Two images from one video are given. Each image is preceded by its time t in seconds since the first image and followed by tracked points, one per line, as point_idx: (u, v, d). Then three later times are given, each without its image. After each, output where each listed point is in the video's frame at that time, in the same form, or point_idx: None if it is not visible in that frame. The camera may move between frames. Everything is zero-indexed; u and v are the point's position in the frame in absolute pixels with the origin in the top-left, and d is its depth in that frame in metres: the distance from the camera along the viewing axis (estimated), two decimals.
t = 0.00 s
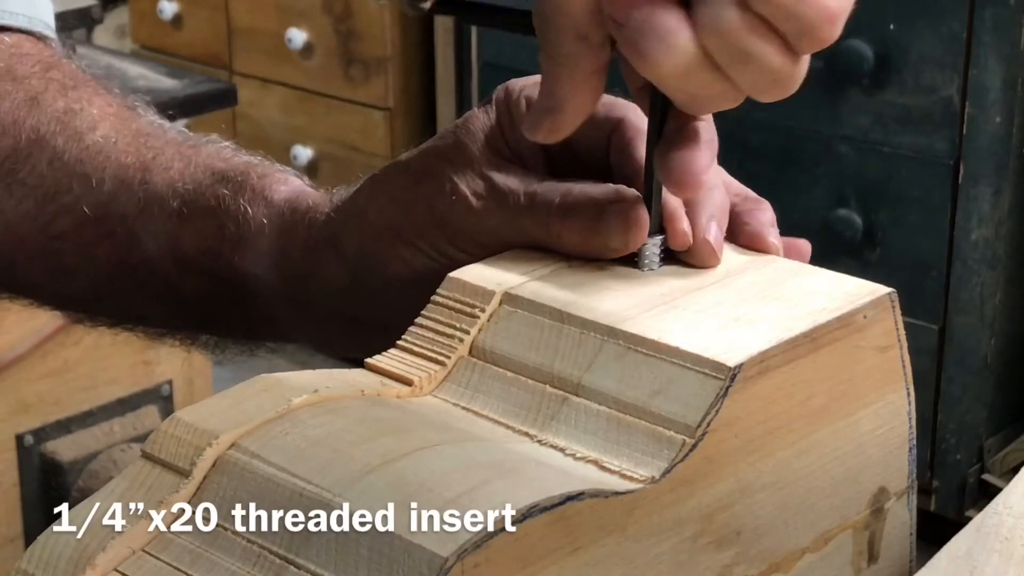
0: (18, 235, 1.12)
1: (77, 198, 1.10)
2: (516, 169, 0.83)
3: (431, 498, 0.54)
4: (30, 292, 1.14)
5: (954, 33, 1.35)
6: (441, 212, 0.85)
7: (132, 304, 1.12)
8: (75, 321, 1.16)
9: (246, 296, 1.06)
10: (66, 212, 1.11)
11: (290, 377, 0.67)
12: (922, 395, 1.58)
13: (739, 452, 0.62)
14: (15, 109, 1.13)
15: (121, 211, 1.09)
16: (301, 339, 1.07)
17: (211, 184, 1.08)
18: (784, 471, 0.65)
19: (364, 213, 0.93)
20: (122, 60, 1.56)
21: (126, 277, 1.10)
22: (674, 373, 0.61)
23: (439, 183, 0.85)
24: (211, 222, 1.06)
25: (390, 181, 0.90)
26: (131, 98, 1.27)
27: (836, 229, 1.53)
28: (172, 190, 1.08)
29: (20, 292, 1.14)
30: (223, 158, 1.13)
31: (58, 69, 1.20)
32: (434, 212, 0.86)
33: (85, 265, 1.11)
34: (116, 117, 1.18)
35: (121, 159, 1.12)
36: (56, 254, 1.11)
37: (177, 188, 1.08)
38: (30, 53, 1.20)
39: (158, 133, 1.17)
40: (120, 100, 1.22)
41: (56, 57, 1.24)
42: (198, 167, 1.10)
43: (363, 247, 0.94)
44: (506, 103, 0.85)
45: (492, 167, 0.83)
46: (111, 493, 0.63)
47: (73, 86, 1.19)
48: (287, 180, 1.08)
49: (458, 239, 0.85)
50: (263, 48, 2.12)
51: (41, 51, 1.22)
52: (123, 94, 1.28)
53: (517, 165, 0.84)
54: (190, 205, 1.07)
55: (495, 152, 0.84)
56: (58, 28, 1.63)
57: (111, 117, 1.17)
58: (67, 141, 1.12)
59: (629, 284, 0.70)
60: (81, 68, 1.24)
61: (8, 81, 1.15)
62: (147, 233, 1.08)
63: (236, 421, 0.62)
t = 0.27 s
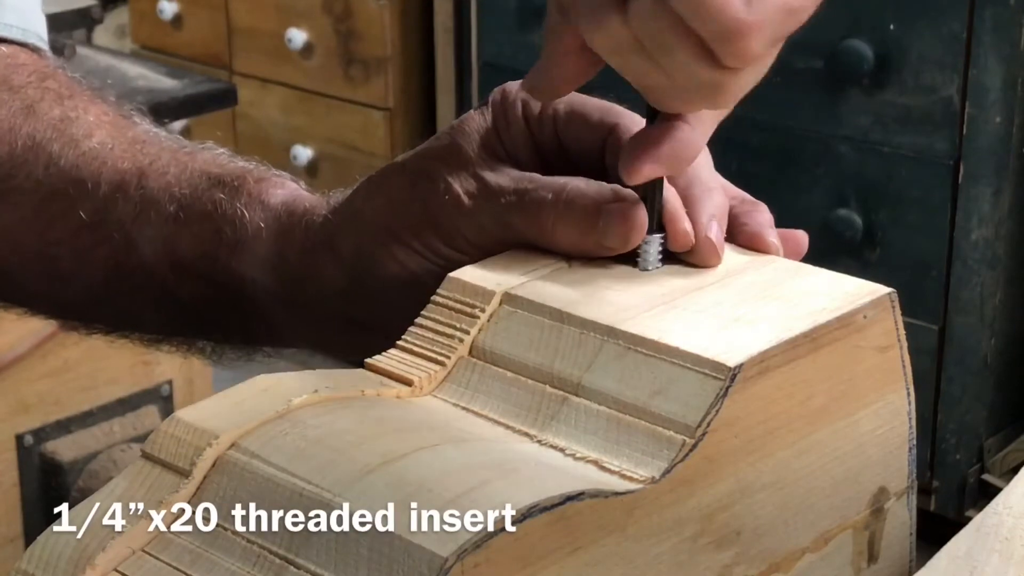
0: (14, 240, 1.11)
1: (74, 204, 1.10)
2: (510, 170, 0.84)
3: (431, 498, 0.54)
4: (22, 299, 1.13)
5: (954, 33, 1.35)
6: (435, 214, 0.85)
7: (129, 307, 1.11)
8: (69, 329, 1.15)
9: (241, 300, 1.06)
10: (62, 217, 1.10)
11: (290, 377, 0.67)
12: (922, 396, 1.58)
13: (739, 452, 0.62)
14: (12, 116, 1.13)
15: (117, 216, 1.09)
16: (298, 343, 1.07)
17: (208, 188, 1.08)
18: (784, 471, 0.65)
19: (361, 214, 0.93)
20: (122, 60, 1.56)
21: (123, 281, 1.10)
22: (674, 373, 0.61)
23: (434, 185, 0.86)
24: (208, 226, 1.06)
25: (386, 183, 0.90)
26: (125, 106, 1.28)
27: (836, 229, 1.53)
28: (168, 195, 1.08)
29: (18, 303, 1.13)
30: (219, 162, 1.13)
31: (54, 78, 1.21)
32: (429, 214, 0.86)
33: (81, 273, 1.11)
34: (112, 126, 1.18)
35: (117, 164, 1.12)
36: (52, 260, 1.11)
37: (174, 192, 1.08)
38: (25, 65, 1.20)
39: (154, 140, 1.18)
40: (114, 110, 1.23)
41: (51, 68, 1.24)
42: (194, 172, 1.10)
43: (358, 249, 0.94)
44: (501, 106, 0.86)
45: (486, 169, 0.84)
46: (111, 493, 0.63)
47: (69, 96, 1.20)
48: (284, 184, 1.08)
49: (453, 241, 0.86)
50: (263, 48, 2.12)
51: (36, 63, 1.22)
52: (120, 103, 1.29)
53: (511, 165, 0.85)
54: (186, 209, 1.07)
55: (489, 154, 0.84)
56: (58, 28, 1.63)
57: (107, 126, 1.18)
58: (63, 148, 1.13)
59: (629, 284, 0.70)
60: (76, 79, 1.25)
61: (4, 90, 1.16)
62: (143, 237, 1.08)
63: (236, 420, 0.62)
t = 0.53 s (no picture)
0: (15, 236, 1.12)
1: (72, 201, 1.11)
2: (508, 171, 0.83)
3: (431, 498, 0.54)
4: (25, 295, 1.15)
5: (954, 33, 1.35)
6: (434, 214, 0.85)
7: (129, 305, 1.12)
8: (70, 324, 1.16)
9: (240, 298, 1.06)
10: (61, 214, 1.11)
11: (290, 377, 0.67)
12: (922, 396, 1.58)
13: (739, 452, 0.62)
14: (9, 114, 1.14)
15: (116, 214, 1.09)
16: (300, 342, 1.07)
17: (205, 186, 1.08)
18: (784, 471, 0.65)
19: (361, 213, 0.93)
20: (122, 60, 1.56)
21: (122, 279, 1.10)
22: (674, 373, 0.61)
23: (433, 184, 0.86)
24: (206, 224, 1.05)
25: (384, 182, 0.90)
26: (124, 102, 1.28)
27: (836, 229, 1.53)
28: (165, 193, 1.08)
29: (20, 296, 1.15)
30: (217, 160, 1.12)
31: (51, 74, 1.21)
32: (428, 214, 0.86)
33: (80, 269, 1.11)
34: (110, 122, 1.18)
35: (114, 161, 1.12)
36: (51, 257, 1.12)
37: (171, 190, 1.08)
38: (22, 59, 1.21)
39: (151, 136, 1.17)
40: (112, 105, 1.23)
41: (49, 61, 1.24)
42: (192, 169, 1.10)
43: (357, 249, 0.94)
44: (498, 107, 0.85)
45: (484, 169, 0.83)
46: (111, 493, 0.63)
47: (66, 92, 1.20)
48: (282, 183, 1.07)
49: (451, 240, 0.86)
50: (263, 48, 2.12)
51: (34, 57, 1.22)
52: (117, 99, 1.29)
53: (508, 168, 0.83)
54: (183, 207, 1.07)
55: (486, 155, 0.84)
56: (58, 29, 1.63)
57: (104, 121, 1.18)
58: (60, 145, 1.13)
59: (629, 284, 0.70)
60: (74, 72, 1.24)
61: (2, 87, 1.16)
62: (141, 235, 1.08)
63: (236, 420, 0.62)
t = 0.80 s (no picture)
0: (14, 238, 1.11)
1: (73, 202, 1.10)
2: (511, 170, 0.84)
3: (431, 498, 0.54)
4: (18, 296, 1.13)
5: (953, 33, 1.35)
6: (435, 214, 0.85)
7: (129, 308, 1.11)
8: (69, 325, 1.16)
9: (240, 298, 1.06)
10: (60, 216, 1.10)
11: (290, 377, 0.67)
12: (922, 396, 1.58)
13: (739, 452, 0.62)
14: (8, 113, 1.14)
15: (117, 216, 1.09)
16: (300, 342, 1.07)
17: (206, 186, 1.08)
18: (784, 471, 0.65)
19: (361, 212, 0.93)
20: (123, 60, 1.56)
21: (122, 282, 1.10)
22: (674, 373, 0.61)
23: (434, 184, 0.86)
24: (208, 225, 1.05)
25: (384, 182, 0.90)
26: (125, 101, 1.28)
27: (836, 229, 1.53)
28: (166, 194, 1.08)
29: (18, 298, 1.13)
30: (216, 158, 1.13)
31: (49, 70, 1.22)
32: (428, 215, 0.86)
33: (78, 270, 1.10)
34: (109, 119, 1.19)
35: (113, 160, 1.12)
36: (50, 258, 1.11)
37: (173, 191, 1.08)
38: (21, 55, 1.21)
39: (150, 133, 1.17)
40: (111, 101, 1.23)
41: (48, 60, 1.25)
42: (192, 168, 1.10)
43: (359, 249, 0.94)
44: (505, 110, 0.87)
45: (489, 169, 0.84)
46: (110, 493, 0.63)
47: (66, 89, 1.20)
48: (282, 186, 1.08)
49: (451, 240, 0.85)
50: (263, 48, 2.13)
51: (32, 54, 1.23)
52: (117, 96, 1.29)
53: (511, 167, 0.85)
54: (185, 208, 1.07)
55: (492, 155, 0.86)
56: (57, 29, 1.63)
57: (103, 119, 1.18)
58: (60, 146, 1.13)
59: (629, 284, 0.70)
60: (73, 71, 1.25)
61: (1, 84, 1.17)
62: (144, 238, 1.07)
63: (236, 420, 0.62)
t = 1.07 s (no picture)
0: (14, 235, 1.11)
1: (72, 193, 1.10)
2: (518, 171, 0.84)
3: (431, 498, 0.54)
4: (21, 286, 1.14)
5: (954, 33, 1.35)
6: (440, 212, 0.85)
7: (127, 300, 1.11)
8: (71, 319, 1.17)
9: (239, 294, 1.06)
10: (59, 207, 1.10)
11: (290, 377, 0.67)
12: (922, 396, 1.58)
13: (739, 452, 0.62)
14: (8, 104, 1.13)
15: (116, 207, 1.09)
16: (300, 335, 1.07)
17: (205, 179, 1.08)
18: (784, 471, 0.65)
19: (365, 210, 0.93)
20: (123, 60, 1.56)
21: (121, 273, 1.09)
22: (674, 373, 0.61)
23: (437, 182, 0.86)
24: (207, 216, 1.05)
25: (389, 179, 0.90)
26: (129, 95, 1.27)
27: (836, 229, 1.53)
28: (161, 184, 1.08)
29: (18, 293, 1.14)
30: (216, 152, 1.13)
31: (48, 63, 1.21)
32: (430, 211, 0.86)
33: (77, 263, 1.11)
34: (109, 111, 1.19)
35: (112, 153, 1.12)
36: (50, 251, 1.11)
37: (172, 182, 1.08)
38: (19, 49, 1.20)
39: (151, 126, 1.18)
40: (111, 94, 1.23)
41: (47, 52, 1.24)
42: (191, 162, 1.10)
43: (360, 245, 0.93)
44: (506, 108, 0.87)
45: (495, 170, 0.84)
46: (110, 493, 0.63)
47: (64, 81, 1.20)
48: (281, 176, 1.08)
49: (454, 236, 0.84)
50: (263, 48, 2.13)
51: (31, 47, 1.22)
52: (116, 87, 1.29)
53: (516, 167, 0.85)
54: (184, 199, 1.07)
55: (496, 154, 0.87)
56: (57, 29, 1.63)
57: (104, 111, 1.18)
58: (60, 137, 1.12)
59: (629, 285, 0.70)
60: (71, 63, 1.25)
61: None
62: (141, 227, 1.07)
63: (236, 420, 0.62)
